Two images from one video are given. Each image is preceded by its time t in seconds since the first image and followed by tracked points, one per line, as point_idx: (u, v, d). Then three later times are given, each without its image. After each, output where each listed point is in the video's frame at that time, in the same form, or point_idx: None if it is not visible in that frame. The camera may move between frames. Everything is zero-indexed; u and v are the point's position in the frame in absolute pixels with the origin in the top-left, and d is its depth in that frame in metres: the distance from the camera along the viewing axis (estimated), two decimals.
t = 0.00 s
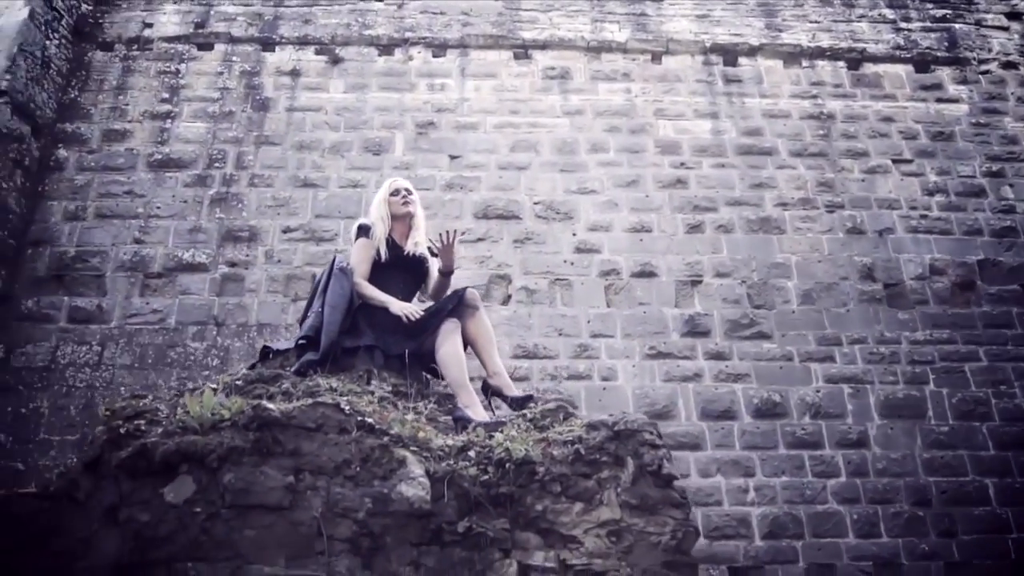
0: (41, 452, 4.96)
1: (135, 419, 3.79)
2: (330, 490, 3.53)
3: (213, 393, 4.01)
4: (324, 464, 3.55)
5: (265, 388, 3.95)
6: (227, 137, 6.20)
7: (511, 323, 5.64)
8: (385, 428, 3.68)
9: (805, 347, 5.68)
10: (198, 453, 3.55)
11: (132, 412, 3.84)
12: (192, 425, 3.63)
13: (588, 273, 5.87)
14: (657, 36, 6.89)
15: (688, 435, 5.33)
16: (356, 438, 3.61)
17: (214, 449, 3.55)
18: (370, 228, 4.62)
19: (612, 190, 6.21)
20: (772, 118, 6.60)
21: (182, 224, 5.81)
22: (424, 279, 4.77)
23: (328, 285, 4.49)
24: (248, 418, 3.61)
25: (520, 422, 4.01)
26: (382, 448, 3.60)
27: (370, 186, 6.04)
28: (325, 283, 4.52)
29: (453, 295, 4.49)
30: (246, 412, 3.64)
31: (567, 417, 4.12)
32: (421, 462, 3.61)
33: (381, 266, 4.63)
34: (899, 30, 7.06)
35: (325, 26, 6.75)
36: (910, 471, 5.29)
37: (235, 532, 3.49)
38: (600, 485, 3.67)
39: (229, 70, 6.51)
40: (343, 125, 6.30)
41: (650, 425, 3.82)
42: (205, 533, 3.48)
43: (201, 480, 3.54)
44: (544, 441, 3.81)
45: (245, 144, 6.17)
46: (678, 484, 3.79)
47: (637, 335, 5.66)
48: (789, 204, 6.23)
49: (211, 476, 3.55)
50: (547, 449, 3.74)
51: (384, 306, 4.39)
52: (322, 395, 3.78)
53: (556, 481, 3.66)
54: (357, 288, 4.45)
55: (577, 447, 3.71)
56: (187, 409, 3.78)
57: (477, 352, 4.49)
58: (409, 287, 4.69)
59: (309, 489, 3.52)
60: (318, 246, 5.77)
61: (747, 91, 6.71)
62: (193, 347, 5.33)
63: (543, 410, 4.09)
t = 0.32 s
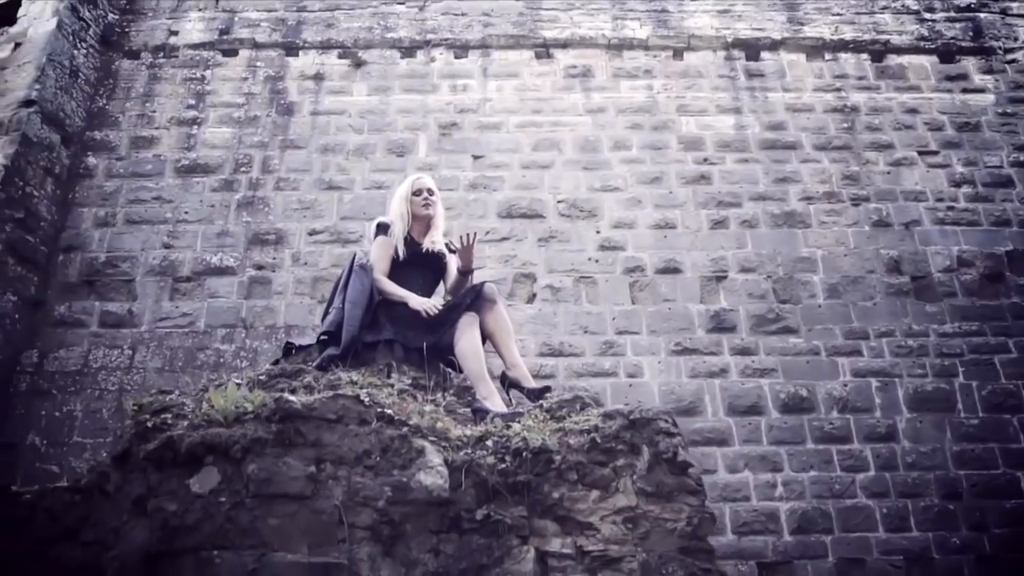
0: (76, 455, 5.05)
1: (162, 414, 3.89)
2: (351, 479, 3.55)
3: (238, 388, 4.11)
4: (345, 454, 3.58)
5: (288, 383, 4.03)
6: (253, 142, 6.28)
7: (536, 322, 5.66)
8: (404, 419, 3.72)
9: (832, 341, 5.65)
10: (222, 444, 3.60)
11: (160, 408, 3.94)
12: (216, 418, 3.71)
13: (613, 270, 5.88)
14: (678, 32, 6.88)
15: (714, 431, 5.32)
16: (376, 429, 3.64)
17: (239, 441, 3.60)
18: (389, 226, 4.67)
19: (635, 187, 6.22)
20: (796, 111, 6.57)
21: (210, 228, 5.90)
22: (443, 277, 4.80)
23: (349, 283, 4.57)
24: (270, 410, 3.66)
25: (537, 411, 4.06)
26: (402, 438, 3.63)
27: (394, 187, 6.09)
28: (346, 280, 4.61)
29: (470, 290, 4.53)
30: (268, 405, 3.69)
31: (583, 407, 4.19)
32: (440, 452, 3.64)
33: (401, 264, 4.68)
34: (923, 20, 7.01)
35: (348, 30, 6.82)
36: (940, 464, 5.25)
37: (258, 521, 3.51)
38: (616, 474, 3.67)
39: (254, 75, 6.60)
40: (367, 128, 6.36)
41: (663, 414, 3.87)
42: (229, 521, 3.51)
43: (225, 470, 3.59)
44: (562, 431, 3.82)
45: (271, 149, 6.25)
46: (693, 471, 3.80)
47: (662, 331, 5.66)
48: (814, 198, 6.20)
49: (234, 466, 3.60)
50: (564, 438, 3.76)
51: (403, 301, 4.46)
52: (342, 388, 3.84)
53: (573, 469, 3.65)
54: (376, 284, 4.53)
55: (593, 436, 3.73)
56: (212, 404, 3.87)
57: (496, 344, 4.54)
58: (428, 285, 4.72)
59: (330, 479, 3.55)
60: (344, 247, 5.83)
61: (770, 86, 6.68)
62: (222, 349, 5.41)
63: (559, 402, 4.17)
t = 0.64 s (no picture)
0: (110, 456, 5.14)
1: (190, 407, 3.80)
2: (373, 469, 3.51)
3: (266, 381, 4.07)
4: (368, 445, 3.54)
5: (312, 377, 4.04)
6: (279, 146, 6.35)
7: (562, 320, 5.67)
8: (425, 410, 3.68)
9: (860, 335, 5.61)
10: (249, 436, 3.57)
11: (188, 401, 3.85)
12: (243, 411, 3.67)
13: (639, 267, 5.88)
14: (700, 28, 6.87)
15: (743, 427, 5.31)
16: (398, 420, 3.60)
17: (265, 432, 3.57)
18: (409, 223, 4.72)
19: (658, 183, 6.22)
20: (820, 105, 6.54)
21: (238, 233, 5.98)
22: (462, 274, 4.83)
23: (371, 280, 4.58)
24: (295, 403, 3.63)
25: (557, 403, 4.00)
26: (423, 428, 3.59)
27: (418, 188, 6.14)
28: (368, 278, 4.61)
29: (490, 283, 4.57)
30: (293, 398, 3.67)
31: (602, 398, 4.11)
32: (461, 442, 3.59)
33: (421, 261, 4.72)
34: (948, 10, 6.95)
35: (371, 33, 6.88)
36: (971, 457, 5.21)
37: (285, 510, 3.46)
38: (633, 462, 3.57)
39: (280, 80, 6.68)
40: (392, 130, 6.42)
41: (682, 402, 3.76)
42: (256, 511, 3.46)
43: (252, 461, 3.55)
44: (581, 421, 3.74)
45: (297, 153, 6.32)
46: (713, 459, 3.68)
47: (689, 327, 5.65)
48: (840, 191, 6.16)
49: (261, 458, 3.55)
50: (582, 427, 3.68)
51: (424, 297, 4.48)
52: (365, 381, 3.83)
53: (591, 457, 3.57)
54: (398, 281, 4.53)
55: (611, 424, 3.63)
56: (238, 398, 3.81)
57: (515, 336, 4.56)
58: (446, 280, 4.75)
59: (354, 468, 3.51)
60: (371, 249, 5.88)
61: (794, 80, 6.65)
62: (253, 351, 5.49)
63: (577, 393, 4.09)
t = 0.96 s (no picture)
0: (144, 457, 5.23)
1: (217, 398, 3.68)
2: (398, 458, 3.35)
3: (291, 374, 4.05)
4: (392, 434, 3.39)
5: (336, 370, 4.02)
6: (306, 149, 6.43)
7: (589, 317, 5.69)
8: (449, 399, 3.53)
9: (890, 327, 5.57)
10: (276, 426, 3.42)
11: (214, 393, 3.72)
12: (270, 402, 3.52)
13: (666, 263, 5.88)
14: (724, 23, 6.85)
15: (773, 421, 5.29)
16: (421, 409, 3.44)
17: (291, 422, 3.43)
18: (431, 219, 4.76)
19: (684, 179, 6.21)
20: (846, 97, 6.50)
21: (268, 236, 6.06)
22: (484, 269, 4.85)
23: (394, 275, 4.60)
24: (321, 394, 3.48)
25: (576, 392, 3.86)
26: (446, 417, 3.43)
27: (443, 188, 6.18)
28: (391, 273, 4.64)
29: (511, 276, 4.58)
30: (320, 388, 3.52)
31: (624, 386, 3.96)
32: (483, 429, 3.45)
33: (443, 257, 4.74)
34: None
35: (396, 36, 6.94)
36: (1005, 449, 5.15)
37: (312, 499, 3.33)
38: (653, 449, 3.40)
39: (306, 84, 6.75)
40: (417, 131, 6.47)
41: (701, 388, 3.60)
42: (284, 500, 3.33)
43: (279, 451, 3.41)
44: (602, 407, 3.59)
45: (324, 156, 6.39)
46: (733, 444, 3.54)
47: (716, 322, 5.64)
48: (868, 183, 6.12)
49: (288, 448, 3.41)
50: (603, 415, 3.52)
51: (446, 291, 4.50)
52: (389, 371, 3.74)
53: (611, 444, 3.41)
54: (421, 275, 4.55)
55: (631, 411, 3.47)
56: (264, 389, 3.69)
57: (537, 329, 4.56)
58: (469, 275, 4.77)
59: (379, 457, 3.36)
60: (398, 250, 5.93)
61: (819, 72, 6.61)
62: (283, 352, 5.56)
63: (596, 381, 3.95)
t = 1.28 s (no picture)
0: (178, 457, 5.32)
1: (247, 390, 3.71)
2: (423, 445, 3.35)
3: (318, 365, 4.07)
4: (416, 421, 3.40)
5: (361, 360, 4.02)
6: (333, 152, 6.50)
7: (617, 313, 5.70)
8: (472, 388, 3.54)
9: (921, 319, 5.53)
10: (304, 415, 3.44)
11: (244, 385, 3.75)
12: (298, 392, 3.54)
13: (692, 258, 5.87)
14: (748, 16, 6.83)
15: (803, 414, 5.28)
16: (445, 397, 3.45)
17: (319, 411, 3.44)
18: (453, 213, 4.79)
19: (710, 174, 6.21)
20: (872, 88, 6.45)
21: (297, 238, 6.13)
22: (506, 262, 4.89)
23: (417, 269, 4.61)
24: (348, 383, 3.49)
25: (597, 380, 3.87)
26: (470, 405, 3.45)
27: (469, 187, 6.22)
28: (414, 267, 4.65)
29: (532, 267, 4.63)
30: (347, 378, 3.53)
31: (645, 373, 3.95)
32: (506, 416, 3.47)
33: (466, 251, 4.77)
34: None
35: (420, 37, 6.99)
36: None
37: (338, 486, 3.31)
38: (674, 433, 3.40)
39: (332, 87, 6.82)
40: (442, 132, 6.52)
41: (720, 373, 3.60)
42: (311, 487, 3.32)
43: (307, 440, 3.41)
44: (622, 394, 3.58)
45: (351, 157, 6.46)
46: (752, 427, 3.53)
47: (744, 316, 5.62)
48: (895, 174, 6.07)
49: (315, 437, 3.41)
50: (622, 401, 3.52)
51: (470, 283, 4.52)
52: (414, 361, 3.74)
53: (632, 429, 3.41)
54: (444, 269, 4.58)
55: (651, 397, 3.48)
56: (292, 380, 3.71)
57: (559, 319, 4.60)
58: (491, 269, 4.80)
59: (404, 444, 3.36)
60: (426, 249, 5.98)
61: (845, 63, 6.57)
62: (314, 352, 5.63)
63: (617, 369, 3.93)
